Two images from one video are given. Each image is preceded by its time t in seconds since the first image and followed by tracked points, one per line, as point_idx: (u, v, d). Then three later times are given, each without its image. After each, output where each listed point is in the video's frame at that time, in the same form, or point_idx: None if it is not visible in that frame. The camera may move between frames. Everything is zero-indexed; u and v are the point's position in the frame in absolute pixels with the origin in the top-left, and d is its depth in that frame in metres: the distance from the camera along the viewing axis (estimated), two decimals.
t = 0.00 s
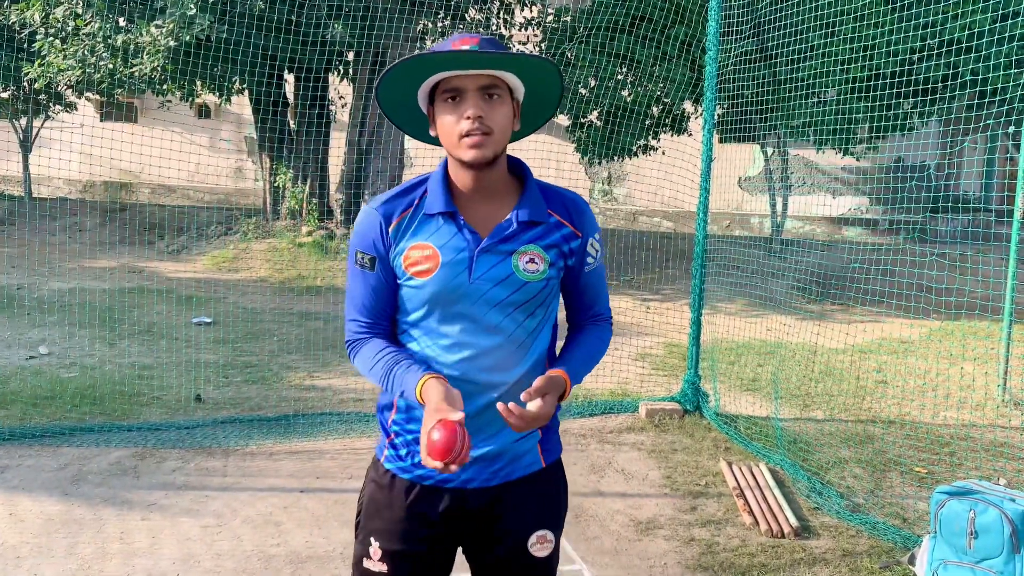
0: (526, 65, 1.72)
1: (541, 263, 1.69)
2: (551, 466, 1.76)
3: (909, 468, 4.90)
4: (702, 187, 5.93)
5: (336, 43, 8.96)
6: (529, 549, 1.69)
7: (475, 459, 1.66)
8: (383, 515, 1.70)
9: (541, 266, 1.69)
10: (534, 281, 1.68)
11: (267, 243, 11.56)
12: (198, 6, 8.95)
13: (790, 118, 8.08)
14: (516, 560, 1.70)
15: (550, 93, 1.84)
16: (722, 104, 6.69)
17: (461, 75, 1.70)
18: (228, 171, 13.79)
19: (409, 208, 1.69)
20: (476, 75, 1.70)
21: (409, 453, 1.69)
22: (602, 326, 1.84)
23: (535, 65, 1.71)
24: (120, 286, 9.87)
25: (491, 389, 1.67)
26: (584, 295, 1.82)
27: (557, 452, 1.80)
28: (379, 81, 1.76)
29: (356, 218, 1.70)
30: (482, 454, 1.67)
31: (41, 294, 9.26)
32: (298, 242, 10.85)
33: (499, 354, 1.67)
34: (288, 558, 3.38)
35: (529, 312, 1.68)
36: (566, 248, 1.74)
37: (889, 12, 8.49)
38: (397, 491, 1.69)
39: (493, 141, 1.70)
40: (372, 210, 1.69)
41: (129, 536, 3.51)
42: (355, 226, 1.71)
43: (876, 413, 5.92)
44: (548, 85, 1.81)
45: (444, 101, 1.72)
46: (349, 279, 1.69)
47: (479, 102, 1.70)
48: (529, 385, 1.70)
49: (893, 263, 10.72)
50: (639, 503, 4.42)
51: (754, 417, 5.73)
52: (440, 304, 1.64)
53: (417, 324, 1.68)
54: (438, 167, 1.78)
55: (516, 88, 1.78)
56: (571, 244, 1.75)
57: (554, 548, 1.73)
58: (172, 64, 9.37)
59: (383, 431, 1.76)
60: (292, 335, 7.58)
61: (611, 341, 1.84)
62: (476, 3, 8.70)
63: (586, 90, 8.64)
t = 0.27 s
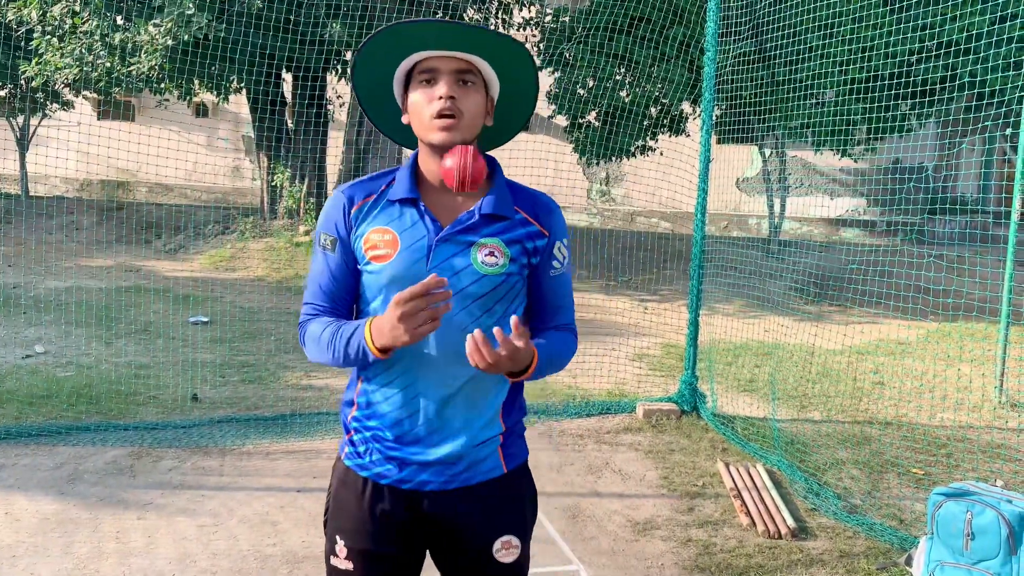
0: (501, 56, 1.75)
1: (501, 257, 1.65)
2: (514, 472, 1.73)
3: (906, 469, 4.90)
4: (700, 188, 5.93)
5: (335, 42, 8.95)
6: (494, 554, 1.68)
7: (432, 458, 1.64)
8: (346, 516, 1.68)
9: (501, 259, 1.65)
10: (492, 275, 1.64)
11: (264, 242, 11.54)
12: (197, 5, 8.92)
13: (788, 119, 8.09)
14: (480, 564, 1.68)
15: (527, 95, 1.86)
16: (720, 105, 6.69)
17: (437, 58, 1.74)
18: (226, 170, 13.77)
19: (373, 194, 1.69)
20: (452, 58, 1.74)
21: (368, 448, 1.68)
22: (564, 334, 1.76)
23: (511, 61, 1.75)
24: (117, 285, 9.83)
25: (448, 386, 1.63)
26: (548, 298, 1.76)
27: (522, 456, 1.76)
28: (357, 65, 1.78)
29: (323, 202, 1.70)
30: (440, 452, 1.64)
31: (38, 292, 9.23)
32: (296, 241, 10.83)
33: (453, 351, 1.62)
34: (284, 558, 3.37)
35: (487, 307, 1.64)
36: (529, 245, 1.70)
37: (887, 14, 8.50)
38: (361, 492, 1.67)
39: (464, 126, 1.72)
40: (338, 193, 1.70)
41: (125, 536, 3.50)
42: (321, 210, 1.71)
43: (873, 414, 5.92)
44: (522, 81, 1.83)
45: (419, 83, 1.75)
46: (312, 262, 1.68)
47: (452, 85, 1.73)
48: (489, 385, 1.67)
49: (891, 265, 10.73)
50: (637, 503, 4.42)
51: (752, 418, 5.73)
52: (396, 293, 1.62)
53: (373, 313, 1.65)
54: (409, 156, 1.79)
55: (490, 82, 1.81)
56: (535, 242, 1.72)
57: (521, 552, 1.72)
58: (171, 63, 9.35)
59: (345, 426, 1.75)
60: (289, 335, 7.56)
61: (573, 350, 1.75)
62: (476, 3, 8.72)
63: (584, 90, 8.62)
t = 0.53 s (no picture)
0: (492, 51, 1.77)
1: (483, 251, 1.64)
2: (500, 469, 1.71)
3: (911, 467, 4.89)
4: (704, 185, 5.92)
5: (339, 39, 8.96)
6: (482, 552, 1.67)
7: (416, 456, 1.63)
8: (332, 515, 1.68)
9: (484, 253, 1.64)
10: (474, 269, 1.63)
11: (268, 238, 11.54)
12: (201, 0, 8.92)
13: (793, 116, 8.07)
14: (468, 562, 1.67)
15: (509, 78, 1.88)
16: (724, 102, 6.68)
17: (433, 53, 1.72)
18: (230, 166, 13.76)
19: (355, 194, 1.70)
20: (448, 54, 1.73)
21: (352, 448, 1.68)
22: (558, 318, 1.70)
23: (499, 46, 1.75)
24: (122, 281, 9.84)
25: (432, 383, 1.63)
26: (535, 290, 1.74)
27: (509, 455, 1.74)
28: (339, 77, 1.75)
29: (305, 203, 1.72)
30: (424, 450, 1.63)
31: (42, 288, 9.25)
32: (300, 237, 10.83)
33: (434, 347, 1.62)
34: (289, 553, 3.38)
35: (469, 302, 1.64)
36: (513, 237, 1.69)
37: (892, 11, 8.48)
38: (347, 490, 1.67)
39: (462, 123, 1.71)
40: (321, 193, 1.71)
41: (130, 531, 3.50)
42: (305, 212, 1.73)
43: (878, 412, 5.91)
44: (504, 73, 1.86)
45: (414, 79, 1.73)
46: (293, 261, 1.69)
47: (450, 82, 1.72)
48: (474, 381, 1.66)
49: (896, 263, 10.71)
50: (641, 500, 4.42)
51: (756, 415, 5.72)
52: (377, 290, 1.62)
53: (355, 312, 1.65)
54: (392, 155, 1.77)
55: (476, 75, 1.82)
56: (520, 235, 1.70)
57: (510, 551, 1.70)
58: (175, 59, 9.35)
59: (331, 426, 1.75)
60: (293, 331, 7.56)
61: (564, 338, 1.69)
62: None
63: (588, 87, 8.85)
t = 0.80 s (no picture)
0: (468, 42, 1.72)
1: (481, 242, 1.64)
2: (499, 469, 1.71)
3: (913, 462, 4.89)
4: (707, 179, 5.91)
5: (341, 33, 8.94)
6: (481, 551, 1.66)
7: (416, 452, 1.63)
8: (329, 512, 1.68)
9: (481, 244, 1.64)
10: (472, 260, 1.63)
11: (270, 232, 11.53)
12: None
13: (796, 111, 8.05)
14: (467, 562, 1.66)
15: (494, 63, 1.81)
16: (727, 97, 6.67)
17: (405, 51, 1.69)
18: (232, 160, 13.75)
19: (349, 190, 1.69)
20: (420, 50, 1.70)
21: (350, 447, 1.68)
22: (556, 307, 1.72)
23: (467, 35, 1.69)
24: (124, 274, 9.84)
25: (431, 378, 1.62)
26: (533, 282, 1.74)
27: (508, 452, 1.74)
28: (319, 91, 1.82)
29: (301, 199, 1.72)
30: (424, 447, 1.63)
31: (45, 281, 9.24)
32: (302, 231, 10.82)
33: (432, 341, 1.62)
34: (291, 547, 3.38)
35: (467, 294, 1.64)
36: (510, 228, 1.69)
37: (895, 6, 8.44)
38: (346, 489, 1.67)
39: (440, 119, 1.68)
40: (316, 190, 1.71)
41: (132, 524, 3.51)
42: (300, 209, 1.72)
43: (880, 407, 5.91)
44: (489, 63, 1.81)
45: (388, 79, 1.71)
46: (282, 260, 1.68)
47: (423, 78, 1.69)
48: (473, 375, 1.66)
49: (899, 258, 10.70)
50: (642, 495, 4.42)
51: (758, 411, 5.72)
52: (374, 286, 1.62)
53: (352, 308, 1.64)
54: (382, 151, 1.76)
55: (457, 66, 1.78)
56: (516, 225, 1.71)
57: (508, 551, 1.69)
58: (177, 52, 9.33)
59: (328, 426, 1.75)
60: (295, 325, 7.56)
61: (562, 321, 1.69)
62: None
63: (591, 80, 8.79)
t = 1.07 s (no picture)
0: (464, 42, 1.70)
1: (489, 245, 1.65)
2: (504, 466, 1.72)
3: (911, 463, 4.89)
4: (707, 179, 5.90)
5: (341, 31, 8.93)
6: (486, 551, 1.67)
7: (423, 454, 1.63)
8: (332, 514, 1.67)
9: (489, 247, 1.65)
10: (480, 264, 1.64)
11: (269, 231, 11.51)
12: None
13: (796, 111, 8.05)
14: (472, 561, 1.67)
15: (497, 59, 1.79)
16: (726, 97, 6.66)
17: (398, 54, 1.69)
18: (231, 159, 13.72)
19: (351, 193, 1.69)
20: (414, 53, 1.69)
21: (355, 448, 1.66)
22: (569, 305, 1.83)
23: (456, 34, 1.66)
24: (122, 273, 9.82)
25: (437, 380, 1.63)
26: (546, 277, 1.82)
27: (512, 450, 1.75)
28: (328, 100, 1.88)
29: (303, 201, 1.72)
30: (431, 448, 1.63)
31: (43, 280, 9.22)
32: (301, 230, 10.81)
33: (440, 344, 1.62)
34: (290, 546, 3.37)
35: (475, 296, 1.64)
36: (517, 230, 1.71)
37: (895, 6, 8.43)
38: (348, 492, 1.66)
39: (434, 123, 1.68)
40: (317, 193, 1.71)
41: (131, 523, 3.50)
42: (303, 210, 1.73)
43: (879, 408, 5.91)
44: (491, 59, 1.79)
45: (383, 82, 1.71)
46: (296, 268, 1.72)
47: (417, 82, 1.69)
48: (479, 376, 1.66)
49: (898, 259, 10.70)
50: (641, 495, 4.42)
51: (757, 411, 5.72)
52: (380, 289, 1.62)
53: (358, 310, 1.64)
54: (383, 152, 1.77)
55: (458, 67, 1.76)
56: (524, 228, 1.73)
57: (513, 550, 1.71)
58: (176, 51, 9.30)
59: (330, 427, 1.74)
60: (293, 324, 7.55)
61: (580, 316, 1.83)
62: None
63: (590, 80, 8.87)
